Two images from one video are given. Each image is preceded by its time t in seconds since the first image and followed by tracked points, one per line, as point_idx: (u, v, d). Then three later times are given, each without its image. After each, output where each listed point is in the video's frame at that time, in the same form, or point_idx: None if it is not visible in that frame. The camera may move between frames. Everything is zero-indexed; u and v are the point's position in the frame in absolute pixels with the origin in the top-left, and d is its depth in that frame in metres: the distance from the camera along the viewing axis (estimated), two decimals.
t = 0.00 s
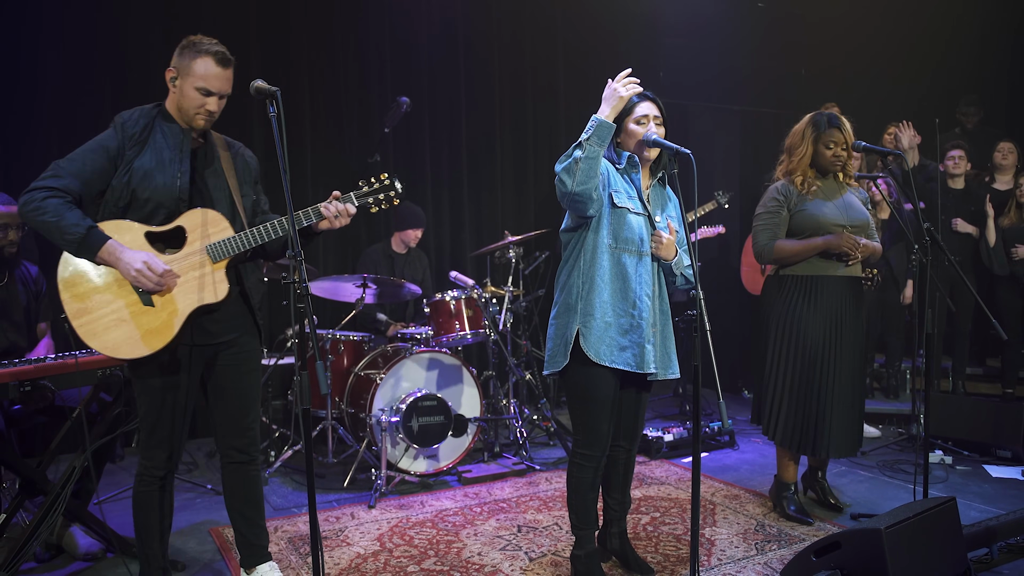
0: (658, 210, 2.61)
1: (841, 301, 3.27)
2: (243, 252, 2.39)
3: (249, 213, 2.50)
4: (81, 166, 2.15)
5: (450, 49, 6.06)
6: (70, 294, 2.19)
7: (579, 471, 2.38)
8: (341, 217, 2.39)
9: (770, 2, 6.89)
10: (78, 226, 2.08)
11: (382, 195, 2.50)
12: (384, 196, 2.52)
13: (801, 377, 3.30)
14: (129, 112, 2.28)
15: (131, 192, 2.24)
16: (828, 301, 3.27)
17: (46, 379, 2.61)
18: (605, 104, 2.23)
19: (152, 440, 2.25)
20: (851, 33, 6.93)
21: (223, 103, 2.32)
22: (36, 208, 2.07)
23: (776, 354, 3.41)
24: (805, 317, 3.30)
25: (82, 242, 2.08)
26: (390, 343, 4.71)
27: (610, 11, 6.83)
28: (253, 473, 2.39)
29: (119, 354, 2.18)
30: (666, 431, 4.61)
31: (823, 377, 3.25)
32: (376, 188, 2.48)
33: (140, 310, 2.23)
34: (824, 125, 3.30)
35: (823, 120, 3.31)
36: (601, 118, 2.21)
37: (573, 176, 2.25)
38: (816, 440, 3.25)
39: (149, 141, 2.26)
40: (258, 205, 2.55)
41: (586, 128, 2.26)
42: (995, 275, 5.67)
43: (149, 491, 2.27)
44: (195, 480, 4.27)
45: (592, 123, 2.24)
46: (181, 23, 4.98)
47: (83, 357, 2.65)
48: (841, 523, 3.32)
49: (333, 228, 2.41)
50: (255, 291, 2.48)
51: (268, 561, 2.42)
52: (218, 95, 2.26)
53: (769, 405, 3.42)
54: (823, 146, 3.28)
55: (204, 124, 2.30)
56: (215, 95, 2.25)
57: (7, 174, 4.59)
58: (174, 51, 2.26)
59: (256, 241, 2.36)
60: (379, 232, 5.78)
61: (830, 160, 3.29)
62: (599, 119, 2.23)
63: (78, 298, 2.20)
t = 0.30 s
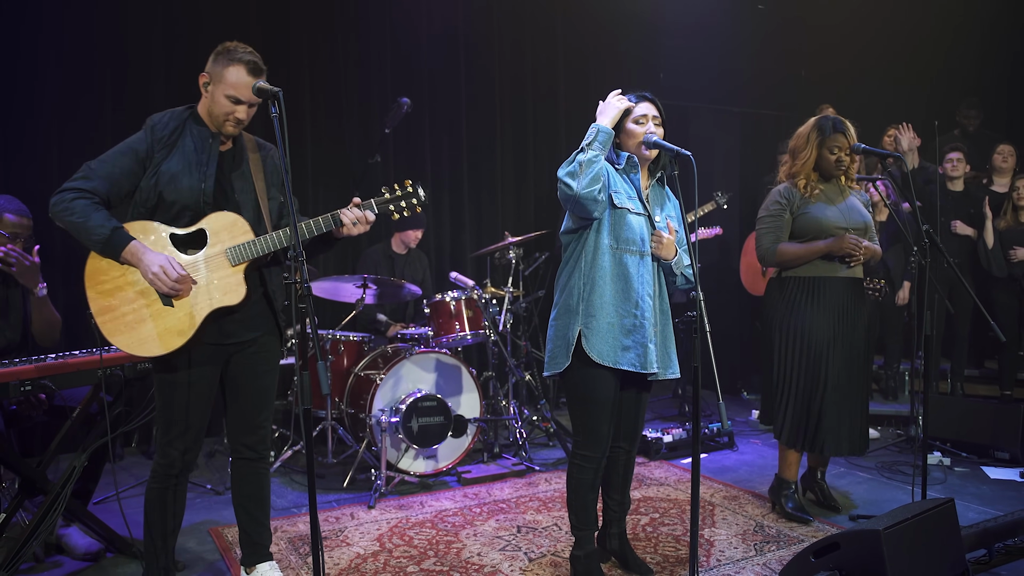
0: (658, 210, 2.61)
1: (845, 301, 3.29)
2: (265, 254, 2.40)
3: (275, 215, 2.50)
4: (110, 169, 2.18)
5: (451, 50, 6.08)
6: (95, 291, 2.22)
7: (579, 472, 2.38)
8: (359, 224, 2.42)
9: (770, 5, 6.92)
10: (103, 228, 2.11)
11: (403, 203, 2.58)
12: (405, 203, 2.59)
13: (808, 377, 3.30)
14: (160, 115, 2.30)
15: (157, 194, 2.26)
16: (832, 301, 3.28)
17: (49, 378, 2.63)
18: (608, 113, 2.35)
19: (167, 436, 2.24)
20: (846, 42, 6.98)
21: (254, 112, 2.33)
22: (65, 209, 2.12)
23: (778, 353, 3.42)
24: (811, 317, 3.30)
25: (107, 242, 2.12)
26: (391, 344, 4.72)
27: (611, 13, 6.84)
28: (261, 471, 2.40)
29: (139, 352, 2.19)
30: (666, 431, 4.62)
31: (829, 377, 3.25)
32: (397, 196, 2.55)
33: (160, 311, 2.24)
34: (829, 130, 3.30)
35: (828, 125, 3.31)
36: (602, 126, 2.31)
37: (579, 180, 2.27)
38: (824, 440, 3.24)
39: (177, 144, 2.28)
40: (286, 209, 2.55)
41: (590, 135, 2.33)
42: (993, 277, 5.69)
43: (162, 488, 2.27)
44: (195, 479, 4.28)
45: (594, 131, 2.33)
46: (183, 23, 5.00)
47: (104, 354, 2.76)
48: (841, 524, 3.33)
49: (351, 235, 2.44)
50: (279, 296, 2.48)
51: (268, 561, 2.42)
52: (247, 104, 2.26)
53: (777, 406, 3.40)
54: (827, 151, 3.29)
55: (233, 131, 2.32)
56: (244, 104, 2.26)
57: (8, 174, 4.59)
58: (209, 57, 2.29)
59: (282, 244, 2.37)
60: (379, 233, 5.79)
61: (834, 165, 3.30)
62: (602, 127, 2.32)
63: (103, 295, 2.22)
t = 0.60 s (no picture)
0: (654, 213, 2.62)
1: (844, 302, 3.31)
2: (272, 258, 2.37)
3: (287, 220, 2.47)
4: (129, 165, 2.22)
5: (450, 51, 6.08)
6: (105, 282, 2.28)
7: (576, 472, 2.39)
8: (362, 234, 2.44)
9: (769, 7, 6.94)
10: (114, 222, 2.15)
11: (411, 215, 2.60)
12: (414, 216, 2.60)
13: (808, 378, 3.32)
14: (183, 115, 2.34)
15: (172, 191, 2.28)
16: (831, 303, 3.30)
17: (47, 378, 2.61)
18: (616, 113, 2.26)
19: (170, 433, 2.25)
20: (852, 44, 7.07)
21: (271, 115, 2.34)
22: (81, 201, 2.15)
23: (775, 354, 3.44)
24: (811, 319, 3.32)
25: (116, 236, 2.16)
26: (390, 344, 4.73)
27: (610, 14, 6.86)
28: (264, 472, 2.40)
29: (143, 345, 2.22)
30: (664, 432, 4.63)
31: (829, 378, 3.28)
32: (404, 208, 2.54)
33: (164, 306, 2.26)
34: (830, 132, 3.31)
35: (829, 127, 3.31)
36: (613, 127, 2.24)
37: (582, 183, 2.28)
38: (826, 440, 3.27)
39: (196, 144, 2.30)
40: (301, 212, 2.55)
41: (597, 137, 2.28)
42: (991, 279, 5.70)
43: (166, 486, 2.28)
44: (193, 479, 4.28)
45: (604, 131, 2.27)
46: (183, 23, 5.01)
47: (109, 354, 2.78)
48: (838, 524, 3.34)
49: (355, 245, 2.46)
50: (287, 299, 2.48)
51: (266, 562, 2.43)
52: (263, 107, 2.27)
53: (777, 406, 3.41)
54: (828, 154, 3.30)
55: (250, 133, 2.33)
56: (260, 107, 2.27)
57: (7, 174, 4.59)
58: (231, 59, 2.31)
59: (286, 246, 2.31)
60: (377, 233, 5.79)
61: (834, 168, 3.32)
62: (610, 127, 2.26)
63: (111, 287, 2.27)
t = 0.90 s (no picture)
0: (651, 215, 2.62)
1: (830, 303, 3.32)
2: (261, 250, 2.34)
3: (280, 216, 2.42)
4: (120, 163, 2.25)
5: (450, 51, 6.09)
6: (97, 278, 2.29)
7: (573, 472, 2.39)
8: (347, 223, 2.34)
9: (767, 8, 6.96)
10: (103, 217, 2.19)
11: (398, 203, 2.47)
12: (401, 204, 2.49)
13: (792, 376, 3.33)
14: (176, 115, 2.36)
15: (162, 188, 2.29)
16: (816, 303, 3.32)
17: (45, 378, 2.61)
18: (623, 129, 2.24)
19: (163, 434, 2.24)
20: (852, 45, 7.08)
21: (262, 111, 2.35)
22: (72, 199, 2.20)
23: (764, 356, 3.45)
24: (795, 318, 3.35)
25: (106, 231, 2.19)
26: (387, 344, 4.73)
27: (609, 14, 6.86)
28: (261, 472, 2.40)
29: (131, 342, 2.21)
30: (661, 432, 4.63)
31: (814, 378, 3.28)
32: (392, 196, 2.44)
33: (153, 301, 2.27)
34: (823, 131, 3.30)
35: (821, 127, 3.30)
36: (617, 145, 2.23)
37: (584, 197, 2.27)
38: (809, 440, 3.27)
39: (188, 142, 2.32)
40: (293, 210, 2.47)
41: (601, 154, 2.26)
42: (989, 279, 5.71)
43: (162, 488, 2.28)
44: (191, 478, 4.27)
45: (607, 148, 2.26)
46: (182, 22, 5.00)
47: (103, 353, 2.75)
48: (834, 524, 3.34)
49: (341, 234, 2.36)
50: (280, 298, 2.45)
51: (264, 562, 2.43)
52: (253, 101, 2.28)
53: (761, 404, 3.44)
54: (820, 153, 3.30)
55: (241, 130, 2.34)
56: (249, 101, 2.28)
57: (5, 172, 4.58)
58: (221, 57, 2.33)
59: (275, 237, 2.28)
60: (375, 233, 5.78)
61: (826, 167, 3.32)
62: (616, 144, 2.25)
63: (102, 284, 2.29)
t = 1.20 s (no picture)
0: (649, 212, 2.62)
1: (817, 300, 3.34)
2: (247, 245, 2.35)
3: (262, 210, 2.42)
4: (94, 162, 2.22)
5: (448, 47, 6.07)
6: (75, 281, 2.25)
7: (572, 468, 2.40)
8: (335, 216, 2.35)
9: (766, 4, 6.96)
10: (81, 219, 2.16)
11: (383, 194, 2.45)
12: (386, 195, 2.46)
13: (775, 371, 3.38)
14: (146, 111, 2.32)
15: (139, 186, 2.27)
16: (804, 300, 3.33)
17: (44, 374, 2.61)
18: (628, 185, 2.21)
19: (152, 431, 2.25)
20: (850, 41, 7.07)
21: (233, 109, 2.30)
22: (46, 201, 2.17)
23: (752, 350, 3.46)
24: (782, 313, 3.36)
25: (85, 233, 2.16)
26: (385, 340, 4.72)
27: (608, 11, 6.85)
28: (253, 468, 2.39)
29: (114, 343, 2.19)
30: (659, 428, 4.64)
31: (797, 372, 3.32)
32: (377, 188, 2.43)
33: (136, 302, 2.24)
34: (810, 127, 3.31)
35: (808, 122, 3.31)
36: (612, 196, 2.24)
37: (564, 225, 2.26)
38: (791, 434, 3.33)
39: (162, 139, 2.29)
40: (272, 202, 2.46)
41: (596, 193, 2.25)
42: (989, 277, 5.71)
43: (150, 485, 2.27)
44: (189, 475, 4.27)
45: (605, 191, 2.25)
46: (178, 16, 4.98)
47: (86, 351, 2.72)
48: (832, 520, 3.35)
49: (328, 226, 2.37)
50: (264, 289, 2.44)
51: (262, 557, 2.42)
52: (222, 101, 2.24)
53: (745, 396, 3.48)
54: (807, 149, 3.30)
55: (213, 129, 2.31)
56: (219, 102, 2.23)
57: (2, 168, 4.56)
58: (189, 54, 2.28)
59: (257, 234, 2.30)
60: (373, 229, 5.77)
61: (812, 162, 3.32)
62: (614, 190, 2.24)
63: (81, 285, 2.25)
